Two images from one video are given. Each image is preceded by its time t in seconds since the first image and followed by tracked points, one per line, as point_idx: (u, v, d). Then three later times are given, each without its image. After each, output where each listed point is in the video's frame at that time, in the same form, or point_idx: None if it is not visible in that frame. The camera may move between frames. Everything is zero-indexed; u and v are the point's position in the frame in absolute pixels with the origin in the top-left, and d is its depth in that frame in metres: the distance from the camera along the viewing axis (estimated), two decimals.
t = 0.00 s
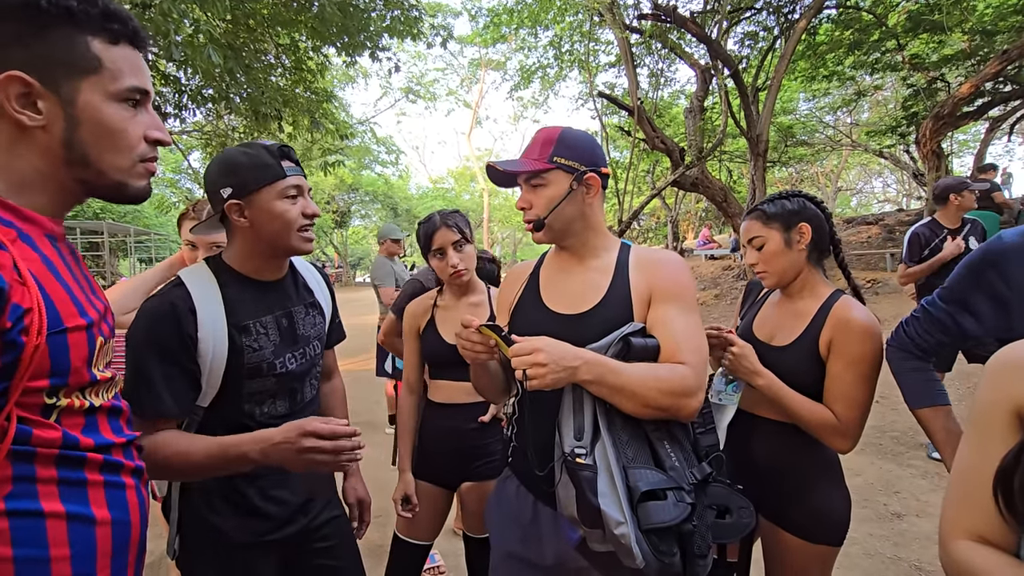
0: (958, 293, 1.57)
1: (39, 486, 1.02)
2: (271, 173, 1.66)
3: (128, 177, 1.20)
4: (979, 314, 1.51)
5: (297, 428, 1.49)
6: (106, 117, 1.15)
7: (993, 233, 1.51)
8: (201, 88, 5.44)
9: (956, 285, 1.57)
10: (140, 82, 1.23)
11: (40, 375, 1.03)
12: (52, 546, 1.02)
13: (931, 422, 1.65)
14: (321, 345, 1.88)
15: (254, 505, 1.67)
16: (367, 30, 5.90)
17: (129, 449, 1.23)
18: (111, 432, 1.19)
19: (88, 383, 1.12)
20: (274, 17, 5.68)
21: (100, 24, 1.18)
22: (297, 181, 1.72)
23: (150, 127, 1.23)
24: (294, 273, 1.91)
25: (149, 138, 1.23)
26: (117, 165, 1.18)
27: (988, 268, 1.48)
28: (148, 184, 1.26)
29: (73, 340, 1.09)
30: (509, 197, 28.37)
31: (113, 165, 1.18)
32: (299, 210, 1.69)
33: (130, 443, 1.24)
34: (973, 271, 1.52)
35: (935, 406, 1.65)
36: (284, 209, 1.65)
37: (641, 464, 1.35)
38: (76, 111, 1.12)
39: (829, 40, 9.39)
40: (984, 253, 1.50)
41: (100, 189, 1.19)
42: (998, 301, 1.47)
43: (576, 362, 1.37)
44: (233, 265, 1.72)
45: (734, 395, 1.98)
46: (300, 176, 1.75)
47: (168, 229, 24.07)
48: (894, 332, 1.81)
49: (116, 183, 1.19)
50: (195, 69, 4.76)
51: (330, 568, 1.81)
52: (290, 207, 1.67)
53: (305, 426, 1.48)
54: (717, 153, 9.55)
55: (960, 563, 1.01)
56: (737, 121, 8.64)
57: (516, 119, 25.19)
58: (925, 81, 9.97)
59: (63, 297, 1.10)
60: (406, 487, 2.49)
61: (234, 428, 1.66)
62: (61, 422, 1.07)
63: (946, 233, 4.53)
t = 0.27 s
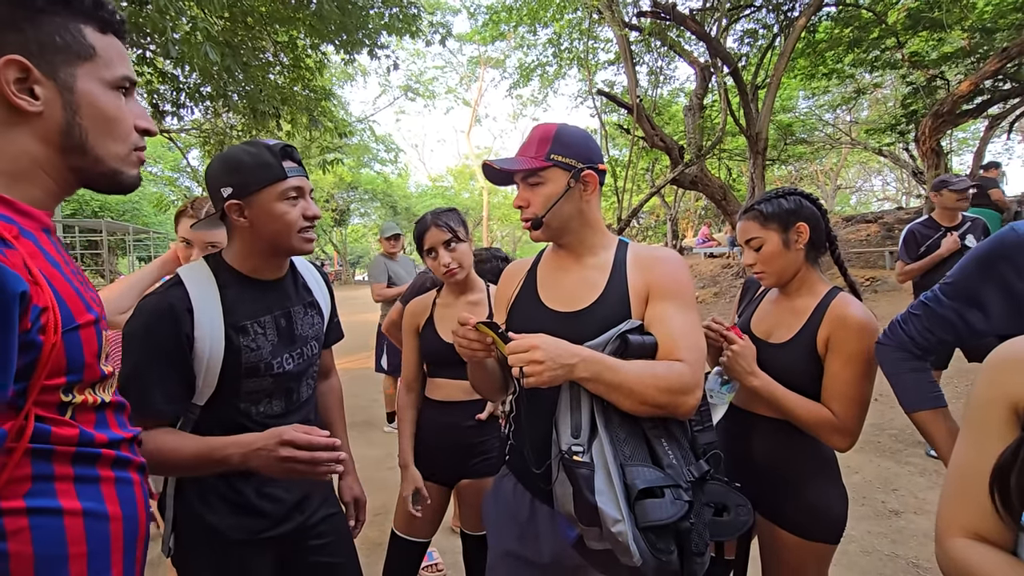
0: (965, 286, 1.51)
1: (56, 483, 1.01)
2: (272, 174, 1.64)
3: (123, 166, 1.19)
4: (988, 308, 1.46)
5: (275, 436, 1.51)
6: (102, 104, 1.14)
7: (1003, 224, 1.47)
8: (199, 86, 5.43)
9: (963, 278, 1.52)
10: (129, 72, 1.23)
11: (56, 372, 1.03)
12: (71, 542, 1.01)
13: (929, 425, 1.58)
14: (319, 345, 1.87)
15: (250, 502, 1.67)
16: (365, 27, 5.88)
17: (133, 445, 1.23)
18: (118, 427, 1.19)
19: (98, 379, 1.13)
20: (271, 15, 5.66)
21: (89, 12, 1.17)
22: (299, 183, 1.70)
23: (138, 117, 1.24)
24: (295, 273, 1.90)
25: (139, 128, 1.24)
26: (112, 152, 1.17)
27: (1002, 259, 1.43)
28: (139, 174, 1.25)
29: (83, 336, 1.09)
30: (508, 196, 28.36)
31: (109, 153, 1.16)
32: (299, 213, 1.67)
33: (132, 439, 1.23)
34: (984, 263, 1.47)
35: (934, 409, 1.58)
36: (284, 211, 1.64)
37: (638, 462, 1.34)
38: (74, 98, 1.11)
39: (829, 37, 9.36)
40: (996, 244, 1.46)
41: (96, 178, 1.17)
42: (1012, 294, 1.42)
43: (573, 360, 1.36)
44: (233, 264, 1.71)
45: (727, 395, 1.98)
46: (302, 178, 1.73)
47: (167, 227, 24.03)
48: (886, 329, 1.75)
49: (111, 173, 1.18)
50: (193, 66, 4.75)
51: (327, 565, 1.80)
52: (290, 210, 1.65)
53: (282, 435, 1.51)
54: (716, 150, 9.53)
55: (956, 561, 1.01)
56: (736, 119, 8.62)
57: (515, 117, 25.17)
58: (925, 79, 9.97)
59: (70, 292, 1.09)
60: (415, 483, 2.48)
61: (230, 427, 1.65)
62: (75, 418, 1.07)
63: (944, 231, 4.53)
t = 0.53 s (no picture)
0: (961, 283, 1.39)
1: (80, 472, 1.03)
2: (270, 176, 1.62)
3: (114, 160, 1.16)
4: (984, 307, 1.35)
5: (268, 444, 1.53)
6: (94, 98, 1.12)
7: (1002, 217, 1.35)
8: (197, 83, 5.42)
9: (958, 274, 1.40)
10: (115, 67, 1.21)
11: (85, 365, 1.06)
12: (94, 530, 1.03)
13: (923, 428, 1.49)
14: (318, 346, 1.86)
15: (247, 501, 1.66)
16: (364, 25, 5.87)
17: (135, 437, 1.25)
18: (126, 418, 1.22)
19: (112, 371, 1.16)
20: (270, 12, 5.64)
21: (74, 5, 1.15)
22: (298, 187, 1.67)
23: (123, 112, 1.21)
24: (295, 274, 1.89)
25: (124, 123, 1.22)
26: (103, 146, 1.14)
27: (1004, 256, 1.31)
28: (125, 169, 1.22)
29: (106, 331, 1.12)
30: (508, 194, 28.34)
31: (102, 148, 1.13)
32: (297, 218, 1.65)
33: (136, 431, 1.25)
34: (984, 258, 1.35)
35: (923, 410, 1.49)
36: (282, 216, 1.62)
37: (636, 460, 1.34)
38: (69, 92, 1.08)
39: (829, 35, 9.34)
40: (995, 240, 1.34)
41: (88, 174, 1.14)
42: (1010, 293, 1.31)
43: (571, 358, 1.36)
44: (232, 265, 1.70)
45: (726, 392, 2.02)
46: (303, 180, 1.70)
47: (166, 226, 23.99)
48: (870, 326, 1.63)
49: (103, 168, 1.15)
50: (191, 64, 4.74)
51: (324, 563, 1.80)
52: (288, 215, 1.62)
53: (276, 446, 1.52)
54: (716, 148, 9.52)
55: (953, 558, 1.00)
56: (735, 117, 8.60)
57: (515, 115, 25.15)
58: (924, 77, 9.96)
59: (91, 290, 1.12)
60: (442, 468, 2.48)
61: (227, 427, 1.64)
62: (96, 409, 1.10)
63: (943, 229, 4.52)
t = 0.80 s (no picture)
0: (929, 289, 1.38)
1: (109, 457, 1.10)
2: (270, 178, 1.61)
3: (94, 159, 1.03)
4: (955, 313, 1.33)
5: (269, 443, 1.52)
6: (71, 97, 0.98)
7: (966, 225, 1.35)
8: (197, 82, 5.42)
9: (928, 281, 1.38)
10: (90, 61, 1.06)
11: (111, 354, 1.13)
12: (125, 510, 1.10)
13: (903, 429, 1.47)
14: (319, 346, 1.86)
15: (246, 498, 1.66)
16: (364, 24, 5.86)
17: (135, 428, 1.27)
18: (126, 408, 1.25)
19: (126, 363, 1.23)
20: (270, 10, 5.63)
21: None
22: (299, 187, 1.67)
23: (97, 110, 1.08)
24: (296, 273, 1.89)
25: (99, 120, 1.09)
26: (83, 147, 1.00)
27: (971, 261, 1.31)
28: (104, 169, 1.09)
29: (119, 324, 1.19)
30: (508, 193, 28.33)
31: (83, 150, 1.00)
32: (297, 218, 1.64)
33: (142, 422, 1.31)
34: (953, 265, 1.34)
35: (901, 411, 1.47)
36: (283, 217, 1.61)
37: (634, 459, 1.34)
38: (47, 90, 0.95)
39: (830, 34, 9.33)
40: (963, 246, 1.33)
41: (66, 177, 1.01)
42: (979, 298, 1.30)
43: (569, 357, 1.36)
44: (232, 266, 1.69)
45: (727, 390, 1.98)
46: (303, 180, 1.69)
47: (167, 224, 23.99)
48: (844, 333, 1.60)
49: (82, 167, 1.01)
50: (191, 62, 4.74)
51: (323, 561, 1.80)
52: (288, 216, 1.62)
53: (274, 443, 1.51)
54: (717, 147, 9.51)
55: (951, 556, 1.01)
56: (736, 116, 8.58)
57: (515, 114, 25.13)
58: (925, 76, 9.95)
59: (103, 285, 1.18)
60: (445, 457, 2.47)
61: (227, 427, 1.63)
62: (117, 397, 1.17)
63: (943, 227, 4.51)
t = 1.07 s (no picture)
0: (906, 297, 1.40)
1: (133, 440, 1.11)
2: (270, 177, 1.61)
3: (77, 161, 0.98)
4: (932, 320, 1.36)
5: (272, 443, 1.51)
6: (54, 97, 0.94)
7: (935, 231, 1.35)
8: (197, 81, 5.42)
9: (905, 288, 1.40)
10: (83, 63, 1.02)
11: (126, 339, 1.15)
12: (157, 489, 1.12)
13: (886, 433, 1.51)
14: (320, 345, 1.86)
15: (248, 497, 1.66)
16: (364, 22, 5.86)
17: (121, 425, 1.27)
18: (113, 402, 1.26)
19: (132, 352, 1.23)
20: (270, 9, 5.63)
21: None
22: (299, 186, 1.66)
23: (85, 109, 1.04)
24: (297, 272, 1.88)
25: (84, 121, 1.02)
26: (67, 146, 0.96)
27: (946, 268, 1.31)
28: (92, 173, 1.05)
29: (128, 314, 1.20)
30: (508, 192, 28.33)
31: (68, 150, 0.96)
32: (298, 217, 1.64)
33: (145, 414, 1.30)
34: (926, 272, 1.35)
35: (883, 415, 1.51)
36: (283, 216, 1.61)
37: (632, 458, 1.33)
38: (27, 89, 0.91)
39: (830, 33, 9.32)
40: (935, 253, 1.33)
41: (52, 177, 0.97)
42: (957, 305, 1.31)
43: (567, 356, 1.36)
44: (233, 265, 1.69)
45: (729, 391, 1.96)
46: (304, 178, 1.69)
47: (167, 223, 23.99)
48: (824, 339, 1.63)
49: (64, 170, 0.97)
50: (191, 61, 4.73)
51: (324, 560, 1.79)
52: (289, 215, 1.62)
53: (278, 442, 1.51)
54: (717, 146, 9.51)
55: (951, 556, 1.00)
56: (736, 115, 8.57)
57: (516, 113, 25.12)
58: (926, 75, 9.95)
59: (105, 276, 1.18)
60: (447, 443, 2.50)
61: (227, 427, 1.63)
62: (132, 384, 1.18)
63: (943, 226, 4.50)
